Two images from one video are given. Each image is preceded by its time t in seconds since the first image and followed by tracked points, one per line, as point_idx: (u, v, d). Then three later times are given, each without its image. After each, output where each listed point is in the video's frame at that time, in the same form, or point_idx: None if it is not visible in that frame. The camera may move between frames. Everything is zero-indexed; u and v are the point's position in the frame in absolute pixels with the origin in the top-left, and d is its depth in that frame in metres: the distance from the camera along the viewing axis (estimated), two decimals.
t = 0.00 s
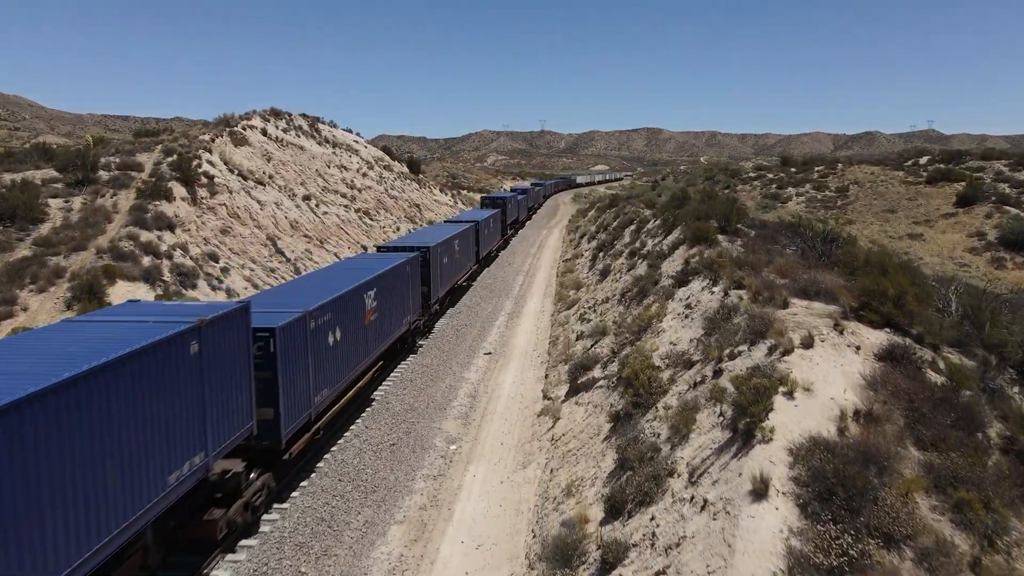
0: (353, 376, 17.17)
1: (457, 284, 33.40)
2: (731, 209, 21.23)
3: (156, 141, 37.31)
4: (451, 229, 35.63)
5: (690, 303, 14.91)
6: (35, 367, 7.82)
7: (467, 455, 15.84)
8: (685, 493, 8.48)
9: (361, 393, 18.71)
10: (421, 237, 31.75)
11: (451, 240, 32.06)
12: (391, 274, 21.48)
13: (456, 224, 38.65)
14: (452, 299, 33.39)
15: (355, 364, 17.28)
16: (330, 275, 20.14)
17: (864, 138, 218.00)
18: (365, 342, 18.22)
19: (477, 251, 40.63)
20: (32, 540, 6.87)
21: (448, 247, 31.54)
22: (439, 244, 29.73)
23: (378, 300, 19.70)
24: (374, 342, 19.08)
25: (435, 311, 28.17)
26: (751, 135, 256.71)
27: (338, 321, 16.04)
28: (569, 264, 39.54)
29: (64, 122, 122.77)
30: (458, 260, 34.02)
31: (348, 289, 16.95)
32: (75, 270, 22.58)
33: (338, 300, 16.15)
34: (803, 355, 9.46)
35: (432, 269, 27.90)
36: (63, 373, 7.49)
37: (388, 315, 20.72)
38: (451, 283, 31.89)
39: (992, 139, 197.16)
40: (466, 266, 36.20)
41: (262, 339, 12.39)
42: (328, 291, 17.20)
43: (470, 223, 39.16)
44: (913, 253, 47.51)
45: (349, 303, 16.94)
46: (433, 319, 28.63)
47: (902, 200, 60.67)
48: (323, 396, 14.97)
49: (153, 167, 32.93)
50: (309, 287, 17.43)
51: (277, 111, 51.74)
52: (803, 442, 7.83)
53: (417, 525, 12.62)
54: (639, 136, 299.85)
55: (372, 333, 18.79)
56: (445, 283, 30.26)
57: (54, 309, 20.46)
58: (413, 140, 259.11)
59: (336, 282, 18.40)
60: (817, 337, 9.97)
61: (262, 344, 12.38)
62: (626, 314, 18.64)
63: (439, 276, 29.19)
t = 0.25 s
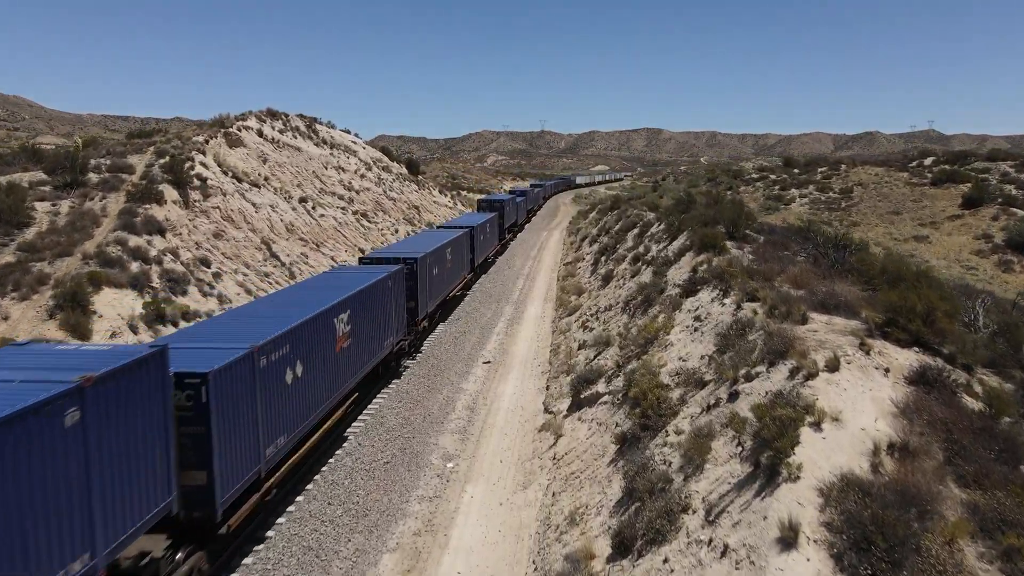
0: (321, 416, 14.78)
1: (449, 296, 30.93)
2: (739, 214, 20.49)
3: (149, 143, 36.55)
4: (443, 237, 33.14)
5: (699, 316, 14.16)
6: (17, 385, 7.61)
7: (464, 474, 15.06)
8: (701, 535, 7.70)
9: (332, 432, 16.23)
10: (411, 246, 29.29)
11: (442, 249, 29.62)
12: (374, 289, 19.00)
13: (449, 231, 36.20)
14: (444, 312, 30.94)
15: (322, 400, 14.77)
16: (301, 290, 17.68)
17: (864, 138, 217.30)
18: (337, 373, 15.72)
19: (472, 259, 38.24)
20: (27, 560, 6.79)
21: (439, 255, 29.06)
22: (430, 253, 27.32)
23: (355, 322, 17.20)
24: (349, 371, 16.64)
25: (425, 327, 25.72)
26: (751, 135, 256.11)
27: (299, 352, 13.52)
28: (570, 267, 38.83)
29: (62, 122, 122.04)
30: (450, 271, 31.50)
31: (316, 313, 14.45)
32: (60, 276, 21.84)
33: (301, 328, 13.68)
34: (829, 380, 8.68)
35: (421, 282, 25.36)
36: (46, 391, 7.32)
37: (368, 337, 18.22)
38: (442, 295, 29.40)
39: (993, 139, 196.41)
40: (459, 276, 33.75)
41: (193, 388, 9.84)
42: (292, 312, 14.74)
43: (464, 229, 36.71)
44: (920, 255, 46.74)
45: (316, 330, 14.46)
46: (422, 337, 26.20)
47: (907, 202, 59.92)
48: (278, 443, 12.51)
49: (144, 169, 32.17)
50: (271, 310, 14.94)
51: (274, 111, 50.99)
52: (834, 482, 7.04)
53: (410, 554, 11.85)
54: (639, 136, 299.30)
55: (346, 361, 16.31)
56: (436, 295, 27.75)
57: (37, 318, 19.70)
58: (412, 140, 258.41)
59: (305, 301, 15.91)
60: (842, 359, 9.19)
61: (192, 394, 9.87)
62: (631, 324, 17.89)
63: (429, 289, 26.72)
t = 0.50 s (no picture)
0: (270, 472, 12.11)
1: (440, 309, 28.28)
2: (748, 219, 19.71)
3: (141, 143, 35.79)
4: (435, 244, 30.51)
5: (710, 328, 13.37)
6: None
7: (461, 494, 14.26)
8: None
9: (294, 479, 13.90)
10: (398, 254, 26.64)
11: (433, 258, 27.00)
12: (350, 309, 16.61)
13: (442, 237, 33.58)
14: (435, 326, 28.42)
15: (278, 448, 12.41)
16: (263, 311, 15.29)
17: (865, 138, 216.60)
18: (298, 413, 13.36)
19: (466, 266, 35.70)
20: None
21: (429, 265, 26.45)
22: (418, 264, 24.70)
23: (325, 349, 14.81)
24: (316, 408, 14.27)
25: (411, 347, 23.15)
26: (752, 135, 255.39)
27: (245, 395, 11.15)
28: (571, 270, 38.07)
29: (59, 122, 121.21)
30: (441, 281, 28.90)
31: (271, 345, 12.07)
32: (42, 283, 21.04)
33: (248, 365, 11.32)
34: (862, 408, 7.86)
35: (407, 297, 22.73)
36: None
37: (341, 364, 15.84)
38: (431, 308, 26.82)
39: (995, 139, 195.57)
40: (452, 286, 31.15)
41: (76, 466, 7.47)
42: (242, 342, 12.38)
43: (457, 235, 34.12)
44: (926, 258, 45.95)
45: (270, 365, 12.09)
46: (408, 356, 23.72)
47: (912, 204, 59.15)
48: (213, 512, 10.14)
49: (135, 171, 31.37)
50: (220, 340, 12.58)
51: (270, 112, 50.19)
52: (875, 530, 6.21)
53: None
54: (639, 136, 298.58)
55: (311, 397, 13.93)
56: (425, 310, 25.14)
57: (16, 326, 18.91)
58: (412, 140, 257.70)
59: (262, 327, 13.53)
60: (875, 383, 8.36)
61: (74, 473, 7.50)
62: (637, 334, 17.12)
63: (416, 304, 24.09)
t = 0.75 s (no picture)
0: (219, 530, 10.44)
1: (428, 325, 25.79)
2: (758, 223, 18.93)
3: (133, 144, 35.00)
4: (423, 253, 28.05)
5: (723, 340, 12.55)
6: None
7: (458, 515, 13.44)
8: None
9: (247, 535, 11.91)
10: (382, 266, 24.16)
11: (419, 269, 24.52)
12: (322, 333, 14.62)
13: (432, 245, 31.05)
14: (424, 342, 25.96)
15: (220, 508, 10.41)
16: (218, 336, 13.30)
17: (866, 138, 215.95)
18: (251, 460, 11.39)
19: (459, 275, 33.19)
20: None
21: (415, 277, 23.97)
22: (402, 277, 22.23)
23: (288, 381, 12.84)
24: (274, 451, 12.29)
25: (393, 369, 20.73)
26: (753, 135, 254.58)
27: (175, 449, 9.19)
28: (573, 273, 37.25)
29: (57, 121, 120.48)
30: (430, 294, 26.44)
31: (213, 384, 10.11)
32: (24, 289, 20.27)
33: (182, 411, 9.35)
34: (902, 439, 7.03)
35: (389, 315, 20.26)
36: None
37: (308, 397, 13.85)
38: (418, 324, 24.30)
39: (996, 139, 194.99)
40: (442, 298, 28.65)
41: None
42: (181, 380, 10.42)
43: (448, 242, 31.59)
44: (933, 260, 45.16)
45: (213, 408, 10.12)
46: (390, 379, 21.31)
47: (918, 205, 58.37)
48: None
49: (125, 172, 30.58)
50: (154, 377, 10.58)
51: (266, 111, 49.40)
52: None
53: None
54: (640, 136, 297.72)
55: (267, 440, 11.96)
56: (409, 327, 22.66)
57: None
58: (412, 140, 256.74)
59: (211, 358, 11.57)
60: (915, 410, 7.54)
61: None
62: (643, 345, 16.33)
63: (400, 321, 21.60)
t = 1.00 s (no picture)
0: None
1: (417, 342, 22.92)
2: (770, 226, 18.09)
3: (124, 143, 34.16)
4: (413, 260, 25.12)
5: (738, 353, 11.70)
6: None
7: (455, 539, 12.59)
8: None
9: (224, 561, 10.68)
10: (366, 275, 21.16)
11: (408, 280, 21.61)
12: (301, 351, 13.09)
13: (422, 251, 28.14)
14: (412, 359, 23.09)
15: (177, 559, 8.89)
16: (183, 357, 11.78)
17: (867, 138, 215.19)
18: (215, 501, 9.88)
19: (451, 284, 30.37)
20: None
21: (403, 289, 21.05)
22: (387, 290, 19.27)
23: (263, 406, 11.34)
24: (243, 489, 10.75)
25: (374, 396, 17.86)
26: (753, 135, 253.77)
27: (116, 497, 7.70)
28: (574, 276, 36.38)
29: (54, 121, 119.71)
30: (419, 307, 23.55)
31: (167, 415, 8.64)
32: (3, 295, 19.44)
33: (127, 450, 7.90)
34: (958, 477, 6.17)
35: (366, 336, 17.15)
36: None
37: (286, 422, 12.33)
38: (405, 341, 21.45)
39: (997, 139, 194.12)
40: (433, 310, 25.75)
41: None
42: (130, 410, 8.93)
43: (440, 249, 28.65)
44: (942, 262, 44.30)
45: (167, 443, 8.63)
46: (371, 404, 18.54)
47: (924, 205, 57.51)
48: None
49: (114, 173, 29.75)
50: (102, 406, 9.12)
51: (262, 111, 48.53)
52: None
53: None
54: (640, 136, 296.86)
55: (236, 475, 10.43)
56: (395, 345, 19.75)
57: None
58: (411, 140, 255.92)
59: (169, 383, 10.06)
60: (968, 441, 6.67)
61: None
62: (651, 356, 15.49)
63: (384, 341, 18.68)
